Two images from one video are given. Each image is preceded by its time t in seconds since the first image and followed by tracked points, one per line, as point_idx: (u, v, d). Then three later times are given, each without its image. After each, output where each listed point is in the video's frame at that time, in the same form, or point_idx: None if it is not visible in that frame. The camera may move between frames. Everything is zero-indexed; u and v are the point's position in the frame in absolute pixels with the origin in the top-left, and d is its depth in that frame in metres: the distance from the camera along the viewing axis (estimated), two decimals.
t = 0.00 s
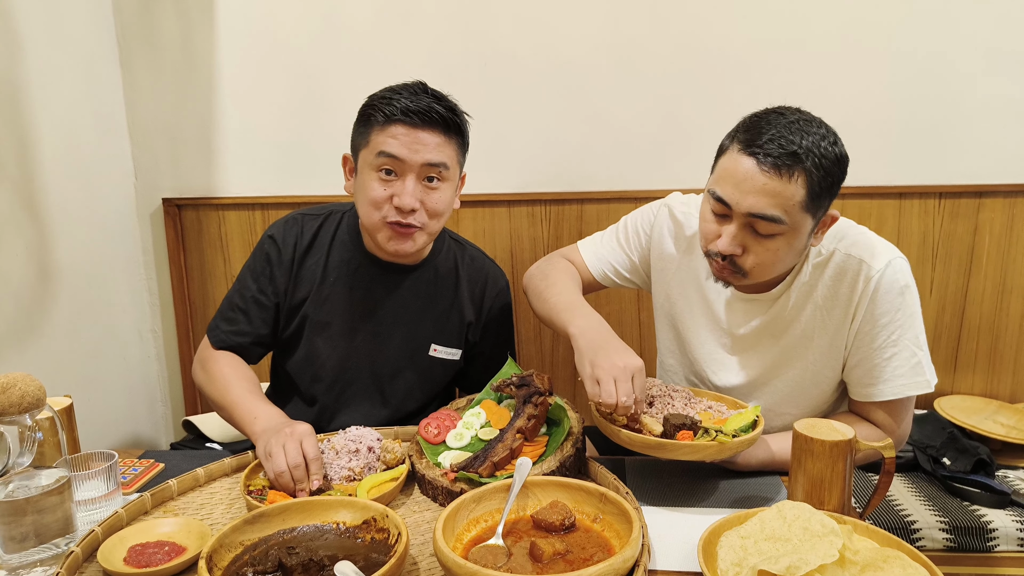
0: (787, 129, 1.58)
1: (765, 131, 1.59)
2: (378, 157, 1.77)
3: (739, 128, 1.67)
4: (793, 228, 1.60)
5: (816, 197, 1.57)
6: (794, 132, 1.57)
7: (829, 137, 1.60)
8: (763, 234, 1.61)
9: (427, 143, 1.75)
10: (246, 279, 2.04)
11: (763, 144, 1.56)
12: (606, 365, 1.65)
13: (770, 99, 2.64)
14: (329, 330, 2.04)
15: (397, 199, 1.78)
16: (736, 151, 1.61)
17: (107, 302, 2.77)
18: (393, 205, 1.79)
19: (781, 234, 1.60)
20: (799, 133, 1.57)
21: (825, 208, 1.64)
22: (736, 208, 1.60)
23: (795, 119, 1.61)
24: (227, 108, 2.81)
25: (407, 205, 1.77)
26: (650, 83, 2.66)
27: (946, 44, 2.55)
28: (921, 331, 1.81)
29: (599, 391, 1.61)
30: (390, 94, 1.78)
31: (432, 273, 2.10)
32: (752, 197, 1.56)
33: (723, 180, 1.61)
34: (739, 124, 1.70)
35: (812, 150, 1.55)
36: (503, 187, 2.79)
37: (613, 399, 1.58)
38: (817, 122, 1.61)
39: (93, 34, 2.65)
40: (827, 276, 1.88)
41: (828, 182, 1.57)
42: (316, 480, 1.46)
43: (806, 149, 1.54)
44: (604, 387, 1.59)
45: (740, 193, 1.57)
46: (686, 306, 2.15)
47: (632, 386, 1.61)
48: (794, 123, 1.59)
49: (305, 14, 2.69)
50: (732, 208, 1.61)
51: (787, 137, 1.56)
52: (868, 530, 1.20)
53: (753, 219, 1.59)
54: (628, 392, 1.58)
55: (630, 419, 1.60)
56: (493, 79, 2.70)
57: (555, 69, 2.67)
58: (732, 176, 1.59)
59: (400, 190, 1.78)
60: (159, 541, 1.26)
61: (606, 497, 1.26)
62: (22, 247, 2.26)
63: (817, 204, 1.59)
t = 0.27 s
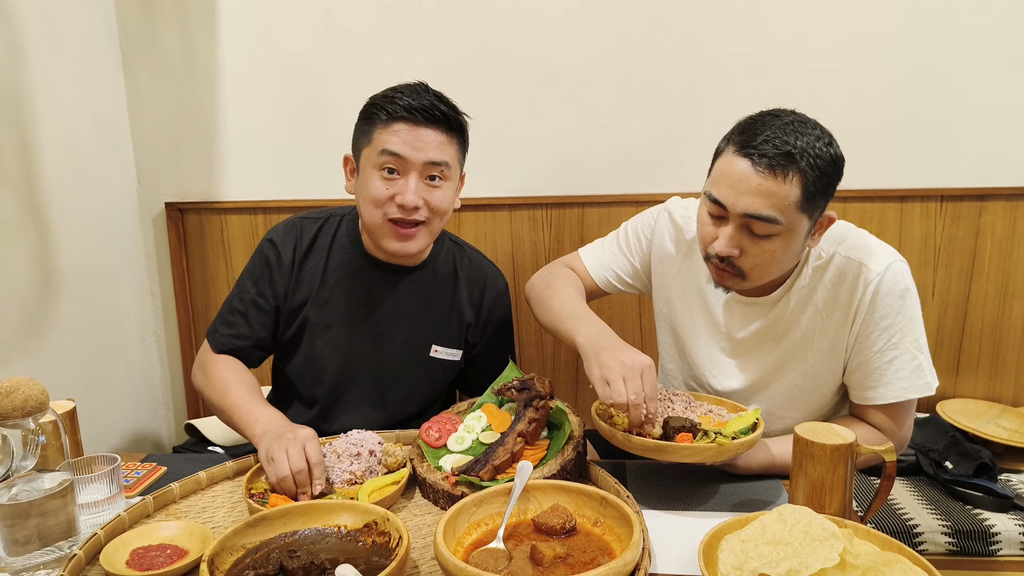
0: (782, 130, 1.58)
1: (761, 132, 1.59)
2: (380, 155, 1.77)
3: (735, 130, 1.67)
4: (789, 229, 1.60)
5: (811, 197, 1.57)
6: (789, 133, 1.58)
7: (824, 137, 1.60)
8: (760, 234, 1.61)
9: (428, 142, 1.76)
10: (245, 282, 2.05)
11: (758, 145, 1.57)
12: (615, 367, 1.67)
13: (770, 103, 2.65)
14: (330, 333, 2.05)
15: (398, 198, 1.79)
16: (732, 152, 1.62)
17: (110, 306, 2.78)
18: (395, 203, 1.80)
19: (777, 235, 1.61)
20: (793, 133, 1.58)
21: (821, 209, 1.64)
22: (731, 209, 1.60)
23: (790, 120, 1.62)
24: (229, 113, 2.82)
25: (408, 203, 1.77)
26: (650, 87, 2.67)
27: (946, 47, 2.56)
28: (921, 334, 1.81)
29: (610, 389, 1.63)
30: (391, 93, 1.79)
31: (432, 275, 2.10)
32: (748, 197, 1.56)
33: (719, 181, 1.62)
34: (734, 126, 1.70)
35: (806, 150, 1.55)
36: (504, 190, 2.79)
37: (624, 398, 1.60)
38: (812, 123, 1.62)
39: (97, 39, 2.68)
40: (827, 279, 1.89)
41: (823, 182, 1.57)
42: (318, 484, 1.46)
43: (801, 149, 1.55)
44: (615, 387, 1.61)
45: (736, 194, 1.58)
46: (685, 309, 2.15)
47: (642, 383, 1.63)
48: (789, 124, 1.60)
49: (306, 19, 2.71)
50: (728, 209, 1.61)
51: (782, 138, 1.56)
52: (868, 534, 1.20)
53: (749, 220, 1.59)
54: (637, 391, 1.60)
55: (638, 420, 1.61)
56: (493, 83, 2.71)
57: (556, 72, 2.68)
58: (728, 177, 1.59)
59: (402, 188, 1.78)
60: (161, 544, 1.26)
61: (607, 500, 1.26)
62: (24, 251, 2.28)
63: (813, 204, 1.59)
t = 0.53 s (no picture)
0: (785, 131, 1.59)
1: (764, 134, 1.59)
2: (383, 157, 1.78)
3: (738, 132, 1.67)
4: (796, 230, 1.60)
5: (818, 197, 1.57)
6: (793, 134, 1.58)
7: (827, 137, 1.61)
8: (768, 236, 1.61)
9: (431, 143, 1.76)
10: (250, 285, 2.06)
11: (763, 147, 1.57)
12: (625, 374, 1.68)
13: (771, 104, 2.65)
14: (336, 334, 2.05)
15: (402, 199, 1.79)
16: (736, 155, 1.62)
17: (113, 307, 2.79)
18: (398, 205, 1.80)
19: (785, 236, 1.61)
20: (797, 134, 1.58)
21: (827, 209, 1.64)
22: (738, 212, 1.60)
23: (792, 121, 1.62)
24: (232, 115, 2.83)
25: (412, 205, 1.78)
26: (651, 88, 2.67)
27: (947, 48, 2.56)
28: (924, 335, 1.82)
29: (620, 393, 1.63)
30: (395, 95, 1.80)
31: (436, 276, 2.11)
32: (755, 200, 1.56)
33: (725, 185, 1.62)
34: (735, 129, 1.70)
35: (812, 150, 1.55)
36: (506, 192, 2.80)
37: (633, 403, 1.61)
38: (815, 123, 1.62)
39: (100, 42, 2.69)
40: (830, 281, 1.89)
41: (830, 182, 1.58)
42: (321, 483, 1.47)
43: (807, 149, 1.55)
44: (627, 391, 1.63)
45: (743, 197, 1.58)
46: (688, 311, 2.15)
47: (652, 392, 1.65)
48: (792, 125, 1.60)
49: (308, 21, 2.72)
50: (735, 212, 1.61)
51: (786, 139, 1.57)
52: (869, 534, 1.20)
53: (757, 223, 1.59)
54: (648, 399, 1.62)
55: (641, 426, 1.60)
56: (495, 84, 2.72)
57: (557, 74, 2.69)
58: (734, 181, 1.60)
59: (405, 191, 1.79)
60: (164, 543, 1.27)
61: (608, 500, 1.26)
62: (28, 253, 2.29)
63: (819, 204, 1.59)
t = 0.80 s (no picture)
0: (789, 129, 1.58)
1: (769, 132, 1.59)
2: (383, 161, 1.77)
3: (741, 130, 1.67)
4: (802, 229, 1.60)
5: (823, 196, 1.58)
6: (798, 132, 1.58)
7: (832, 135, 1.60)
8: (773, 236, 1.61)
9: (431, 147, 1.76)
10: (250, 283, 2.05)
11: (768, 145, 1.57)
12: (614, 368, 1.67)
13: (770, 101, 2.65)
14: (336, 333, 2.05)
15: (401, 203, 1.80)
16: (741, 154, 1.61)
17: (112, 305, 2.79)
18: (399, 209, 1.81)
19: (790, 235, 1.61)
20: (802, 132, 1.58)
21: (832, 208, 1.64)
22: (744, 211, 1.60)
23: (797, 119, 1.61)
24: (230, 112, 2.83)
25: (411, 210, 1.79)
26: (651, 85, 2.67)
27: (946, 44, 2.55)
28: (924, 333, 1.80)
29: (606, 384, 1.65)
30: (394, 95, 1.79)
31: (436, 274, 2.11)
32: (761, 199, 1.56)
33: (729, 183, 1.62)
34: (739, 126, 1.70)
35: (817, 148, 1.55)
36: (506, 189, 2.80)
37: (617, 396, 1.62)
38: (819, 121, 1.62)
39: (98, 40, 2.68)
40: (828, 279, 1.89)
41: (835, 181, 1.58)
42: (320, 481, 1.47)
43: (812, 148, 1.55)
44: (614, 381, 1.64)
45: (749, 196, 1.58)
46: (686, 309, 2.15)
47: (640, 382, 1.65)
48: (797, 123, 1.60)
49: (306, 18, 2.71)
50: (741, 211, 1.61)
51: (792, 138, 1.56)
52: (867, 530, 1.20)
53: (762, 222, 1.59)
54: (634, 388, 1.62)
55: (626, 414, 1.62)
56: (494, 81, 2.71)
57: (557, 71, 2.68)
58: (739, 179, 1.59)
59: (404, 195, 1.79)
60: (162, 541, 1.27)
61: (607, 497, 1.26)
62: (26, 251, 2.28)
63: (825, 203, 1.60)
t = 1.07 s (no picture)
0: (789, 128, 1.59)
1: (769, 132, 1.60)
2: (379, 147, 1.79)
3: (741, 130, 1.67)
4: (802, 228, 1.61)
5: (823, 195, 1.58)
6: (797, 132, 1.58)
7: (830, 134, 1.61)
8: (773, 235, 1.62)
9: (426, 133, 1.78)
10: (249, 283, 2.05)
11: (768, 145, 1.57)
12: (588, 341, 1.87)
13: (767, 101, 2.65)
14: (335, 330, 2.06)
15: (397, 189, 1.80)
16: (741, 153, 1.62)
17: (111, 305, 2.79)
18: (394, 193, 1.81)
19: (790, 235, 1.61)
20: (801, 132, 1.58)
21: (831, 207, 1.65)
22: (744, 211, 1.60)
23: (796, 119, 1.62)
24: (228, 112, 2.83)
25: (407, 193, 1.79)
26: (648, 85, 2.67)
27: (944, 45, 2.56)
28: (920, 333, 1.81)
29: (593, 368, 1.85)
30: (390, 86, 1.81)
31: (434, 272, 2.11)
32: (761, 199, 1.57)
33: (730, 183, 1.62)
34: (738, 126, 1.70)
35: (817, 148, 1.56)
36: (503, 189, 2.80)
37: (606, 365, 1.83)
38: (817, 121, 1.63)
39: (97, 39, 2.68)
40: (825, 278, 1.89)
41: (834, 180, 1.59)
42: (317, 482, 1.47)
43: (812, 147, 1.55)
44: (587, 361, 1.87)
45: (749, 196, 1.58)
46: (679, 309, 2.16)
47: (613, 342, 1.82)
48: (796, 123, 1.61)
49: (305, 17, 2.71)
50: (741, 211, 1.61)
51: (791, 137, 1.57)
52: (861, 529, 1.20)
53: (763, 221, 1.59)
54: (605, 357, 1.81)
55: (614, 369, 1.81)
56: (491, 81, 2.72)
57: (555, 71, 2.69)
58: (740, 179, 1.59)
59: (401, 179, 1.80)
60: (159, 540, 1.27)
61: (602, 496, 1.27)
62: (25, 250, 2.28)
63: (824, 202, 1.61)
